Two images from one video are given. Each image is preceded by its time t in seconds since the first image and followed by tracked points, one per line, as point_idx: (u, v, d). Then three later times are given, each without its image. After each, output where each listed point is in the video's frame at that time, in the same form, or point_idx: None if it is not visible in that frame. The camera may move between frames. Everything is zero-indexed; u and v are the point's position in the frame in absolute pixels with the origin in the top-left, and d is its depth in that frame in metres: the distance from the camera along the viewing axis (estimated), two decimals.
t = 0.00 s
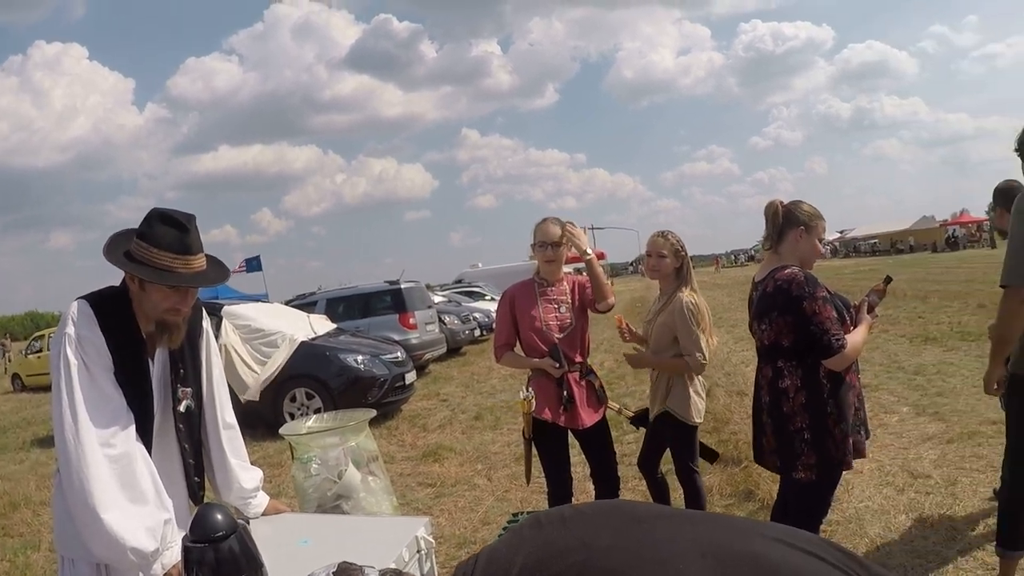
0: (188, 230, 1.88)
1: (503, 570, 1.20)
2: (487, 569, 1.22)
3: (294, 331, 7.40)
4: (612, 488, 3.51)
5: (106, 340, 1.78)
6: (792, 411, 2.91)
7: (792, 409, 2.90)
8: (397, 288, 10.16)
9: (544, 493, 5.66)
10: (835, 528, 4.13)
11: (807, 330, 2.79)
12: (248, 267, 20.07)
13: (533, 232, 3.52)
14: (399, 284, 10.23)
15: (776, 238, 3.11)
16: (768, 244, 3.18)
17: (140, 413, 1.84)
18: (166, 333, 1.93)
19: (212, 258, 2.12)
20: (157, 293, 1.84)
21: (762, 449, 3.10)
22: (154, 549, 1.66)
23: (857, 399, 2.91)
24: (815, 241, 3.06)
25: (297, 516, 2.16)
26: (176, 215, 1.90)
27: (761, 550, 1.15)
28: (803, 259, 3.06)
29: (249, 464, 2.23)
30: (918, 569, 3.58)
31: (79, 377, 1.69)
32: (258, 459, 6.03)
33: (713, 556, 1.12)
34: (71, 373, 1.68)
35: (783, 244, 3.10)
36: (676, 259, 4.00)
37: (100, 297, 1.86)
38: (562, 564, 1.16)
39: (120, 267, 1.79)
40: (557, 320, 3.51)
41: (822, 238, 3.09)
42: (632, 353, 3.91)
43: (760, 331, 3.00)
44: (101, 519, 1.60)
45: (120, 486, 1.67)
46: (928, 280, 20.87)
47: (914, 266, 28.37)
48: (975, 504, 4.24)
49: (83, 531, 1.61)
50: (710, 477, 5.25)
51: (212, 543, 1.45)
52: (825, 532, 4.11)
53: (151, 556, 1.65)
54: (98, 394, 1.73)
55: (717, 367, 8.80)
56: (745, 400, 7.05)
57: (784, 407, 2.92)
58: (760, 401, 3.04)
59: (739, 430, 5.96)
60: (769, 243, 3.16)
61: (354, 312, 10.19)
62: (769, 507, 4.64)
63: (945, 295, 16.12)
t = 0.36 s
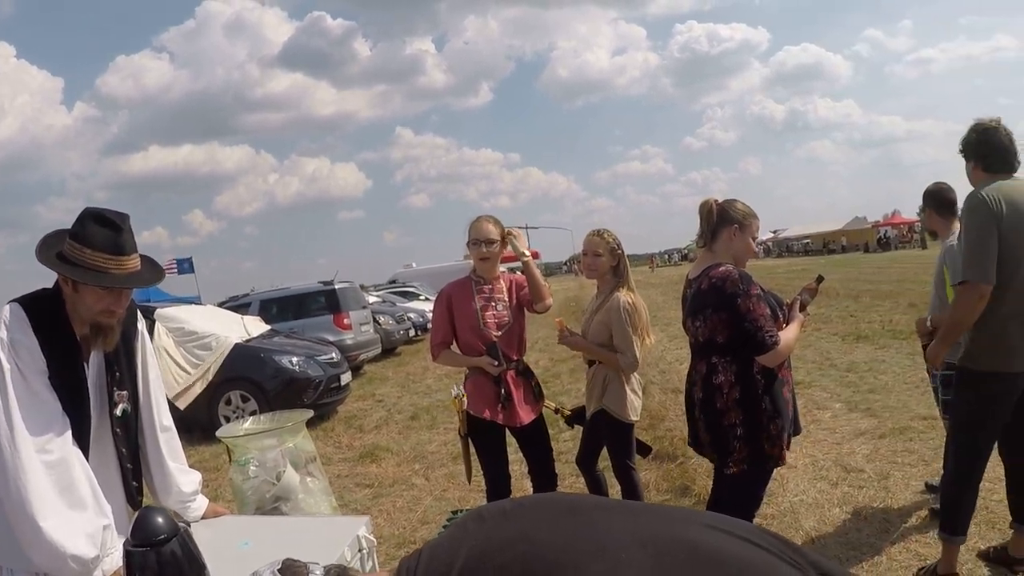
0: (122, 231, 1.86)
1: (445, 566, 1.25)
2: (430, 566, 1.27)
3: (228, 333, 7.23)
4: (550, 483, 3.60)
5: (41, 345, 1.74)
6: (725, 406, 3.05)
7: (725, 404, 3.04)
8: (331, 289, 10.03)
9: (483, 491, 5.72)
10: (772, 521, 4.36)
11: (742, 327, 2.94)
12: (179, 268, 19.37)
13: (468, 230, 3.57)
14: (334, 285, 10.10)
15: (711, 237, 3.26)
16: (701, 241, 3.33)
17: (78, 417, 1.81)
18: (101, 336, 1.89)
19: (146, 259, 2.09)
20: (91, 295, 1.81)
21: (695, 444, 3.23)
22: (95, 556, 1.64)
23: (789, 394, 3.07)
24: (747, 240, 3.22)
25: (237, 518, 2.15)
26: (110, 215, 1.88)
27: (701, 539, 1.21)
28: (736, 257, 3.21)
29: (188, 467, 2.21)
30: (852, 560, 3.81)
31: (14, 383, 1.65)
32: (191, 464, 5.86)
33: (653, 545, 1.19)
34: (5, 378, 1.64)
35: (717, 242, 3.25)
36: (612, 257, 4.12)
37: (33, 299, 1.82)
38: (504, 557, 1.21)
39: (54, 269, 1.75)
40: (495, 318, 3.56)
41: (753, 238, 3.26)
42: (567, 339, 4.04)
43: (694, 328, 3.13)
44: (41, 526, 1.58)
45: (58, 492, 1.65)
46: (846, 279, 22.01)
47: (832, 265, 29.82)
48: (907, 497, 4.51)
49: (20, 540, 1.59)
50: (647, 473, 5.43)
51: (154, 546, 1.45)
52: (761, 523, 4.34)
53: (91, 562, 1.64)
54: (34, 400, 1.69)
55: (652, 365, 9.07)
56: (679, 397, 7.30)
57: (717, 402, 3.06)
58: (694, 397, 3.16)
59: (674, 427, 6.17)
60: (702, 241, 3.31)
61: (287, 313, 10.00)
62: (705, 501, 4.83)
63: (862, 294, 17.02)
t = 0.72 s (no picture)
0: (78, 221, 1.85)
1: (410, 562, 1.30)
2: (394, 561, 1.32)
3: (183, 327, 7.09)
4: (508, 477, 3.65)
5: None
6: (685, 400, 3.15)
7: (686, 398, 3.15)
8: (287, 282, 9.89)
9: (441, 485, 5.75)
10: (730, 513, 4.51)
11: (700, 323, 3.04)
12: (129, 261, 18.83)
13: (424, 224, 3.60)
14: (289, 279, 9.97)
15: (671, 231, 3.35)
16: (661, 236, 3.41)
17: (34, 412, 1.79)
18: (58, 328, 1.89)
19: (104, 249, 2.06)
20: (48, 286, 1.79)
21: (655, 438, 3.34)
22: (53, 552, 1.62)
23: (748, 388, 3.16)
24: (707, 233, 3.33)
25: (196, 514, 2.14)
26: (66, 205, 1.86)
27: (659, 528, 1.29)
28: (694, 251, 3.32)
29: (145, 462, 2.19)
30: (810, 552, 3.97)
31: None
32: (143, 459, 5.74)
33: (614, 536, 1.25)
34: None
35: (676, 236, 3.35)
36: (570, 251, 4.19)
37: None
38: (469, 550, 1.26)
39: (10, 260, 1.74)
40: (454, 312, 3.59)
41: (713, 232, 3.37)
42: (525, 331, 4.11)
43: (653, 322, 3.22)
44: None
45: (15, 488, 1.63)
46: (795, 275, 22.66)
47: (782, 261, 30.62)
48: (863, 490, 4.71)
49: None
50: (603, 466, 5.54)
51: (115, 542, 1.45)
52: (720, 516, 4.50)
53: (50, 559, 1.62)
54: None
55: (608, 360, 9.22)
56: (635, 391, 7.44)
57: (677, 396, 3.16)
58: (655, 391, 3.26)
59: (630, 421, 6.31)
60: (662, 235, 3.39)
61: (242, 306, 9.84)
62: (661, 494, 4.96)
63: (810, 290, 17.55)
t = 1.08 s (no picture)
0: (61, 230, 1.97)
1: None
2: None
3: (163, 340, 7.02)
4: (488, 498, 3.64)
5: None
6: (667, 424, 3.16)
7: (668, 422, 3.15)
8: (266, 298, 9.83)
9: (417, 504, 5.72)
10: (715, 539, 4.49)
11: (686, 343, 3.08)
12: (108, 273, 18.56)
13: (404, 244, 3.66)
14: (269, 295, 9.90)
15: (653, 254, 3.39)
16: (645, 258, 3.44)
17: (12, 420, 1.76)
18: (36, 338, 1.85)
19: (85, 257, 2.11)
20: (30, 294, 1.86)
21: (635, 461, 3.36)
22: (25, 563, 1.60)
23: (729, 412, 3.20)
24: (689, 255, 3.42)
25: (172, 528, 2.12)
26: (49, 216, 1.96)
27: (641, 553, 1.32)
28: (679, 272, 3.39)
29: (121, 475, 2.17)
30: None
31: None
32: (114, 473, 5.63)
33: (594, 560, 1.27)
34: None
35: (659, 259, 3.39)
36: (553, 273, 4.24)
37: None
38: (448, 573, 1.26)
39: None
40: (432, 333, 3.62)
41: (695, 254, 3.47)
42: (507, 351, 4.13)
43: (637, 344, 3.26)
44: None
45: None
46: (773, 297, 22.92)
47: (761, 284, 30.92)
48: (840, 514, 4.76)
49: None
50: (582, 489, 5.55)
51: (88, 556, 1.44)
52: (700, 540, 4.51)
53: (21, 570, 1.60)
54: None
55: (589, 382, 9.26)
56: (614, 412, 7.48)
57: (660, 420, 3.17)
58: (637, 413, 3.27)
59: (609, 444, 6.32)
60: (647, 257, 3.42)
61: (220, 322, 9.74)
62: (639, 517, 4.96)
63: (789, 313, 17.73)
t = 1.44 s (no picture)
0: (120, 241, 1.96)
1: None
2: None
3: (217, 352, 7.19)
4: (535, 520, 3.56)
5: (35, 354, 1.75)
6: (725, 450, 3.05)
7: (726, 448, 3.05)
8: (320, 313, 10.00)
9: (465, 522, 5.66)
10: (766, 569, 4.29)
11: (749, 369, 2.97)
12: (169, 285, 19.27)
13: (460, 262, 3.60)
14: (323, 310, 10.07)
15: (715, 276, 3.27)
16: (706, 280, 3.34)
17: (66, 427, 1.80)
18: (96, 345, 1.94)
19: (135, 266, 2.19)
20: (91, 304, 1.88)
21: (688, 487, 3.24)
22: (76, 568, 1.60)
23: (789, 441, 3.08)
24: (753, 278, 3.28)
25: (219, 539, 2.12)
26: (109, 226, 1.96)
27: None
28: (743, 297, 3.24)
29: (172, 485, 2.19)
30: None
31: (8, 392, 1.66)
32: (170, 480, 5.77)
33: None
34: None
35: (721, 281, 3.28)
36: (610, 294, 4.15)
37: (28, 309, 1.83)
38: None
39: (56, 279, 1.82)
40: (485, 351, 3.56)
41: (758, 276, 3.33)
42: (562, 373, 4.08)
43: (697, 367, 3.15)
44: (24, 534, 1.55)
45: (44, 502, 1.63)
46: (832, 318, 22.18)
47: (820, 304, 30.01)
48: (897, 544, 4.51)
49: (4, 548, 1.56)
50: (632, 513, 5.41)
51: (138, 565, 1.44)
52: (750, 569, 4.32)
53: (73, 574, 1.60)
54: (27, 411, 1.68)
55: (640, 404, 9.07)
56: (666, 436, 7.30)
57: (717, 446, 3.06)
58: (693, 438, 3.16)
59: (660, 467, 6.15)
60: (708, 279, 3.32)
61: (275, 335, 9.95)
62: (690, 544, 4.79)
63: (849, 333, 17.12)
